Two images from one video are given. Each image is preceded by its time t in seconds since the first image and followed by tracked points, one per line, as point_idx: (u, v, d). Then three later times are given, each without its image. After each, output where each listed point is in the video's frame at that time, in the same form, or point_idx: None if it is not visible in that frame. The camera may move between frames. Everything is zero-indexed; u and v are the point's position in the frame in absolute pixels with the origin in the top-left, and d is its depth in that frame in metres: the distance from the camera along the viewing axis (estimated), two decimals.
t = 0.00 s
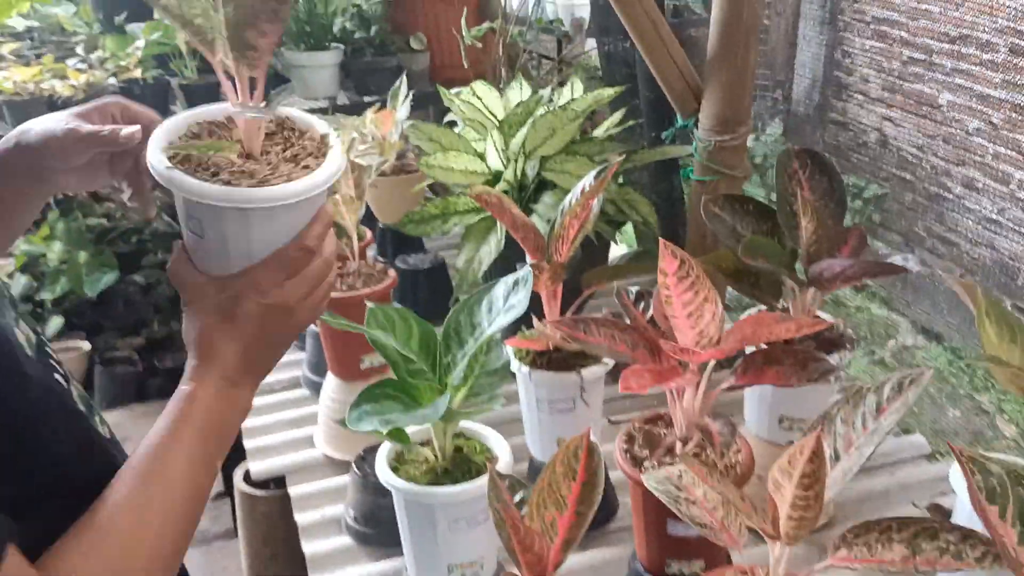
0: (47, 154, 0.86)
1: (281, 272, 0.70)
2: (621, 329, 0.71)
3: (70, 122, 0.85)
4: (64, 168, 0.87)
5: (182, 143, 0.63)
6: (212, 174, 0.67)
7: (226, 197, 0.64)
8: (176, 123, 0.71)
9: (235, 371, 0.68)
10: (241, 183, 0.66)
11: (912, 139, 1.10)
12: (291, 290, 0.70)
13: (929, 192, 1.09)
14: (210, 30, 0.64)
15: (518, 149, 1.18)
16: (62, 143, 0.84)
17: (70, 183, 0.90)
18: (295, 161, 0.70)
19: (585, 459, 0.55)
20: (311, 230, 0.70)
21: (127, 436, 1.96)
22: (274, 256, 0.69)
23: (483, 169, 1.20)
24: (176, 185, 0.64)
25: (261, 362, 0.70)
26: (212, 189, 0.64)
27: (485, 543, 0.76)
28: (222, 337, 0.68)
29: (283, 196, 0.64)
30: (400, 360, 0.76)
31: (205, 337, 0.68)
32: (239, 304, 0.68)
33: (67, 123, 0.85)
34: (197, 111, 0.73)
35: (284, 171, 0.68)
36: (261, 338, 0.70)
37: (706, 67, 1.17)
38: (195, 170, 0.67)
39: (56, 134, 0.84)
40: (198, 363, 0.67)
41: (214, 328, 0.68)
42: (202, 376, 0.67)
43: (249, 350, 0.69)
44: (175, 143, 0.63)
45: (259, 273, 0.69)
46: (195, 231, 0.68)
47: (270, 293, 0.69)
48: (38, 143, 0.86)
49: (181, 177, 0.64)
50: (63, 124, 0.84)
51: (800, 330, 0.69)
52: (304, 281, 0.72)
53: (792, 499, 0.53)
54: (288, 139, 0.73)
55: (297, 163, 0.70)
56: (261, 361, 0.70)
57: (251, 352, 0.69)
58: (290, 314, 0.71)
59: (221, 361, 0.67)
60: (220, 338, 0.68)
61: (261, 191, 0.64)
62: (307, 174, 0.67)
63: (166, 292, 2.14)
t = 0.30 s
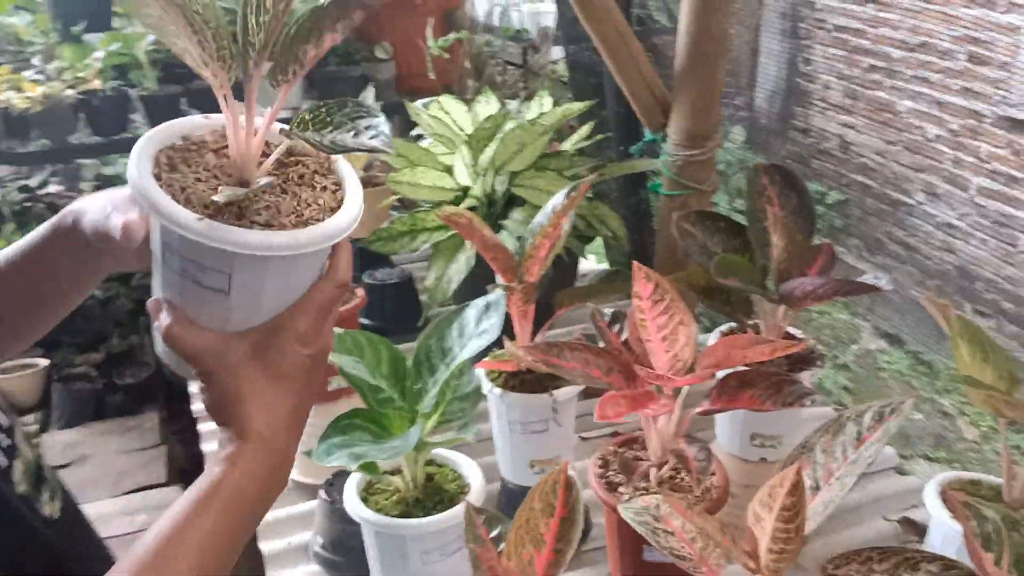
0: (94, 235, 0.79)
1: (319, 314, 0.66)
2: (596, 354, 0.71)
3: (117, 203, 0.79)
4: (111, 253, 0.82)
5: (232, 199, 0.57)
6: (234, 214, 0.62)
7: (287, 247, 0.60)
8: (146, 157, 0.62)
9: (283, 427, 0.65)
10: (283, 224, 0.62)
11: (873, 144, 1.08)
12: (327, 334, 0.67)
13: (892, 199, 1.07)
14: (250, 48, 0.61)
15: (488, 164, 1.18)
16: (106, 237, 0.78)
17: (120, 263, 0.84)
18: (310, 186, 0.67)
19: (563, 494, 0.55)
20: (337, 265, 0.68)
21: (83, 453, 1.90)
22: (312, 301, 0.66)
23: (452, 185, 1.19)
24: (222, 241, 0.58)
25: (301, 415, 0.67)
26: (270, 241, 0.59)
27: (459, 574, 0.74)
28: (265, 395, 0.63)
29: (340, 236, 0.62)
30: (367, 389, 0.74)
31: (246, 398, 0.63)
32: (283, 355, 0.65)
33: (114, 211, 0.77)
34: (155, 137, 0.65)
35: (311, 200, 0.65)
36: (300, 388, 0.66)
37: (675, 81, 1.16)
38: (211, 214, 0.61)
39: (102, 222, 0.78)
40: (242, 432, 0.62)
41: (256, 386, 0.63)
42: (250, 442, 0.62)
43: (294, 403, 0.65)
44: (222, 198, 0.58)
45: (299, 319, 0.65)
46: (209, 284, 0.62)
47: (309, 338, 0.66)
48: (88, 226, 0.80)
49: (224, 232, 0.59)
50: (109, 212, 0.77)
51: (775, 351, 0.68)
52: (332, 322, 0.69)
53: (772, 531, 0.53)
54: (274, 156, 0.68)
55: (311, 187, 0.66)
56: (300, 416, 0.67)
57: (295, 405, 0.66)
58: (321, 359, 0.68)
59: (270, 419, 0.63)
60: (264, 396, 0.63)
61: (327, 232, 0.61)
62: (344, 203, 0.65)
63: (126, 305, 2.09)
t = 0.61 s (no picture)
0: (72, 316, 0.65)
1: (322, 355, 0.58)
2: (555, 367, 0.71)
3: (100, 279, 0.64)
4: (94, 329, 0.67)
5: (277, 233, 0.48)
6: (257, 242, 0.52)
7: (327, 288, 0.51)
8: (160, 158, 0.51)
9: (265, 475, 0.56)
10: (312, 262, 0.53)
11: (817, 147, 1.09)
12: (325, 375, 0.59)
13: (834, 201, 1.08)
14: (309, 70, 0.53)
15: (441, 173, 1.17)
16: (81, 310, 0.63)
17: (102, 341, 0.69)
18: (332, 216, 0.58)
19: (525, 514, 0.56)
20: (348, 305, 0.59)
21: (24, 474, 1.84)
22: (315, 340, 0.57)
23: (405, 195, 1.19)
24: (269, 281, 0.49)
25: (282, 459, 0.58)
26: (314, 280, 0.50)
27: None
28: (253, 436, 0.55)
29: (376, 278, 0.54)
30: (324, 413, 0.74)
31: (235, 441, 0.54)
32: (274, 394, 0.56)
33: (97, 285, 0.63)
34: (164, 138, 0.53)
35: (336, 232, 0.56)
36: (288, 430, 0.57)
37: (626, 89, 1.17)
38: (232, 239, 0.51)
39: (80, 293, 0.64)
40: (224, 478, 0.54)
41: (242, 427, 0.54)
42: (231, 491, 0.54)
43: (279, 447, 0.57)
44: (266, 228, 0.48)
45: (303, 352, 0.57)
46: (207, 313, 0.52)
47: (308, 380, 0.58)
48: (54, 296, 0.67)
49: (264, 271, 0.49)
50: (91, 287, 0.63)
51: (732, 361, 0.69)
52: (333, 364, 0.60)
53: (736, 544, 0.52)
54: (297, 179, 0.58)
55: (340, 221, 0.57)
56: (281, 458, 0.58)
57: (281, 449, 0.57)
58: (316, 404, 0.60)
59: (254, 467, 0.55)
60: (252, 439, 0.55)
61: (364, 273, 0.53)
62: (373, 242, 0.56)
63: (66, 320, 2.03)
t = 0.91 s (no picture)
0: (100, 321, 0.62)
1: (313, 380, 0.51)
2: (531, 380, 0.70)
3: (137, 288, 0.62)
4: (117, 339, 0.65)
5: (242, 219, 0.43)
6: (252, 245, 0.48)
7: (303, 293, 0.46)
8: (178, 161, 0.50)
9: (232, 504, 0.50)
10: (300, 269, 0.48)
11: (781, 151, 1.09)
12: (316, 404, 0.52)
13: (800, 204, 1.08)
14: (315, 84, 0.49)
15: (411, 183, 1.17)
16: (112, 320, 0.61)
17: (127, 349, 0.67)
18: (348, 236, 0.52)
19: (507, 533, 0.60)
20: (352, 330, 0.52)
21: None
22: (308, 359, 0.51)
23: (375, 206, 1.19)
24: (231, 270, 0.45)
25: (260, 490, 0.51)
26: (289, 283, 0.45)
27: None
28: (218, 457, 0.49)
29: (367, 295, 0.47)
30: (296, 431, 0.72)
31: (198, 456, 0.48)
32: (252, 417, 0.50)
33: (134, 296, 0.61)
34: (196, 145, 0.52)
35: (343, 252, 0.51)
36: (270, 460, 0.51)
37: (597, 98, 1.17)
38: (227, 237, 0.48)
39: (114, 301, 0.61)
40: (182, 494, 0.48)
41: (209, 446, 0.49)
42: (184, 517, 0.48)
43: (256, 475, 0.51)
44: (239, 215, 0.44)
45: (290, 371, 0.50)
46: (200, 315, 0.49)
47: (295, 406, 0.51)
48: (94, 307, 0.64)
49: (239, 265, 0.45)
50: (123, 297, 0.61)
51: (709, 370, 0.69)
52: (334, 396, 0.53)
53: (720, 559, 0.52)
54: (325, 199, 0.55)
55: (355, 242, 0.52)
56: (258, 491, 0.51)
57: (256, 477, 0.51)
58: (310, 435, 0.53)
59: (219, 492, 0.49)
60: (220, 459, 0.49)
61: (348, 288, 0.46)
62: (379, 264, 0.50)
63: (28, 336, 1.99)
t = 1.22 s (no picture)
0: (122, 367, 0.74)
1: (331, 424, 0.54)
2: (524, 400, 0.70)
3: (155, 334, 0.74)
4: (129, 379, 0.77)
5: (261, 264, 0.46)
6: (271, 291, 0.51)
7: (320, 337, 0.48)
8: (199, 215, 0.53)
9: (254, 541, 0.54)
10: (316, 313, 0.51)
11: (769, 161, 1.09)
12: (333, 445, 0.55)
13: (789, 213, 1.09)
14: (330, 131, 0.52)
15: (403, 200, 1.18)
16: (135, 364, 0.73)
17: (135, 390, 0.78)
18: (362, 281, 0.55)
19: (504, 559, 0.64)
20: (370, 373, 0.55)
21: None
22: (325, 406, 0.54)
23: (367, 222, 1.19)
24: (250, 316, 0.48)
25: (282, 524, 0.56)
26: (308, 328, 0.48)
27: None
28: (236, 498, 0.53)
29: (382, 337, 0.50)
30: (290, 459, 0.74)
31: (220, 503, 0.53)
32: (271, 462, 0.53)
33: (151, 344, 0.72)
34: (217, 199, 0.56)
35: (359, 297, 0.53)
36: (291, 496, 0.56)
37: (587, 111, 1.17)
38: (246, 284, 0.51)
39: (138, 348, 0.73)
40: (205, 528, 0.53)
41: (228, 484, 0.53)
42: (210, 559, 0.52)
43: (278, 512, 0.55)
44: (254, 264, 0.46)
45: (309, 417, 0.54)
46: (224, 362, 0.52)
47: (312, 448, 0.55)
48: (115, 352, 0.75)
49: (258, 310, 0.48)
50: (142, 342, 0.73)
51: (704, 388, 0.70)
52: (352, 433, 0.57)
53: None
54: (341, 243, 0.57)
55: (369, 286, 0.55)
56: (282, 524, 0.56)
57: (277, 515, 0.55)
58: (329, 470, 0.57)
59: (241, 532, 0.53)
60: (242, 503, 0.53)
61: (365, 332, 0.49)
62: (394, 308, 0.53)
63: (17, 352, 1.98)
